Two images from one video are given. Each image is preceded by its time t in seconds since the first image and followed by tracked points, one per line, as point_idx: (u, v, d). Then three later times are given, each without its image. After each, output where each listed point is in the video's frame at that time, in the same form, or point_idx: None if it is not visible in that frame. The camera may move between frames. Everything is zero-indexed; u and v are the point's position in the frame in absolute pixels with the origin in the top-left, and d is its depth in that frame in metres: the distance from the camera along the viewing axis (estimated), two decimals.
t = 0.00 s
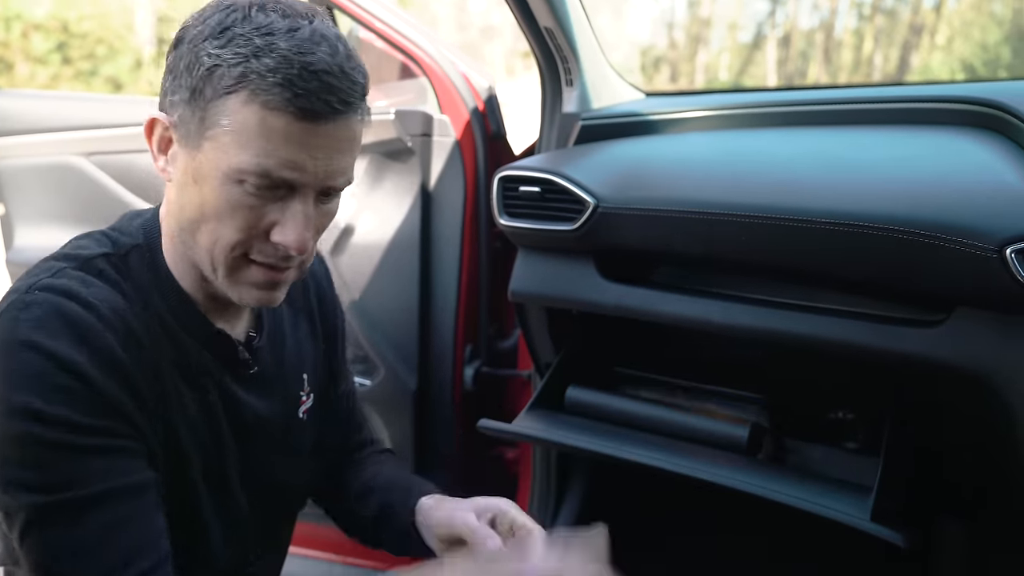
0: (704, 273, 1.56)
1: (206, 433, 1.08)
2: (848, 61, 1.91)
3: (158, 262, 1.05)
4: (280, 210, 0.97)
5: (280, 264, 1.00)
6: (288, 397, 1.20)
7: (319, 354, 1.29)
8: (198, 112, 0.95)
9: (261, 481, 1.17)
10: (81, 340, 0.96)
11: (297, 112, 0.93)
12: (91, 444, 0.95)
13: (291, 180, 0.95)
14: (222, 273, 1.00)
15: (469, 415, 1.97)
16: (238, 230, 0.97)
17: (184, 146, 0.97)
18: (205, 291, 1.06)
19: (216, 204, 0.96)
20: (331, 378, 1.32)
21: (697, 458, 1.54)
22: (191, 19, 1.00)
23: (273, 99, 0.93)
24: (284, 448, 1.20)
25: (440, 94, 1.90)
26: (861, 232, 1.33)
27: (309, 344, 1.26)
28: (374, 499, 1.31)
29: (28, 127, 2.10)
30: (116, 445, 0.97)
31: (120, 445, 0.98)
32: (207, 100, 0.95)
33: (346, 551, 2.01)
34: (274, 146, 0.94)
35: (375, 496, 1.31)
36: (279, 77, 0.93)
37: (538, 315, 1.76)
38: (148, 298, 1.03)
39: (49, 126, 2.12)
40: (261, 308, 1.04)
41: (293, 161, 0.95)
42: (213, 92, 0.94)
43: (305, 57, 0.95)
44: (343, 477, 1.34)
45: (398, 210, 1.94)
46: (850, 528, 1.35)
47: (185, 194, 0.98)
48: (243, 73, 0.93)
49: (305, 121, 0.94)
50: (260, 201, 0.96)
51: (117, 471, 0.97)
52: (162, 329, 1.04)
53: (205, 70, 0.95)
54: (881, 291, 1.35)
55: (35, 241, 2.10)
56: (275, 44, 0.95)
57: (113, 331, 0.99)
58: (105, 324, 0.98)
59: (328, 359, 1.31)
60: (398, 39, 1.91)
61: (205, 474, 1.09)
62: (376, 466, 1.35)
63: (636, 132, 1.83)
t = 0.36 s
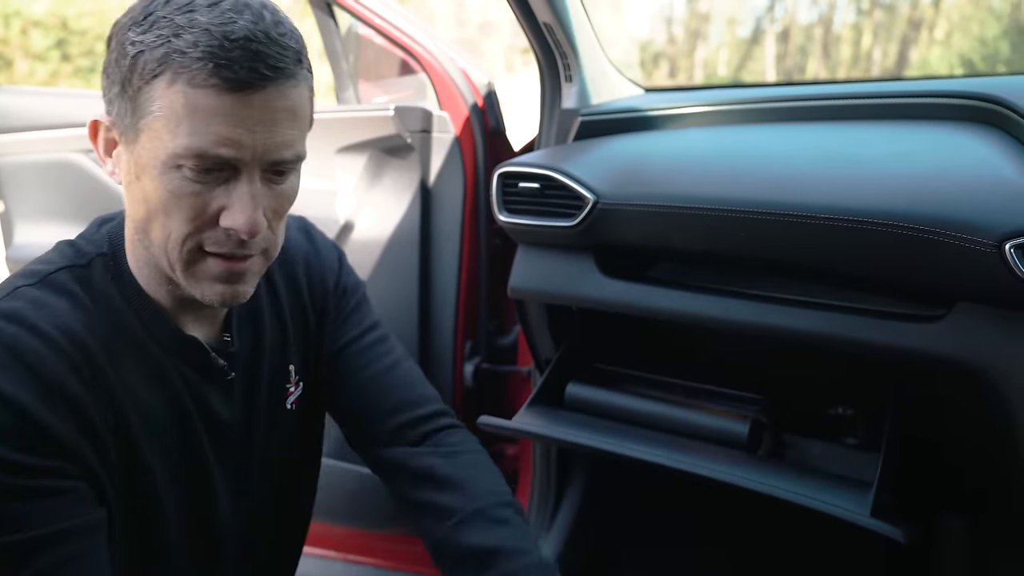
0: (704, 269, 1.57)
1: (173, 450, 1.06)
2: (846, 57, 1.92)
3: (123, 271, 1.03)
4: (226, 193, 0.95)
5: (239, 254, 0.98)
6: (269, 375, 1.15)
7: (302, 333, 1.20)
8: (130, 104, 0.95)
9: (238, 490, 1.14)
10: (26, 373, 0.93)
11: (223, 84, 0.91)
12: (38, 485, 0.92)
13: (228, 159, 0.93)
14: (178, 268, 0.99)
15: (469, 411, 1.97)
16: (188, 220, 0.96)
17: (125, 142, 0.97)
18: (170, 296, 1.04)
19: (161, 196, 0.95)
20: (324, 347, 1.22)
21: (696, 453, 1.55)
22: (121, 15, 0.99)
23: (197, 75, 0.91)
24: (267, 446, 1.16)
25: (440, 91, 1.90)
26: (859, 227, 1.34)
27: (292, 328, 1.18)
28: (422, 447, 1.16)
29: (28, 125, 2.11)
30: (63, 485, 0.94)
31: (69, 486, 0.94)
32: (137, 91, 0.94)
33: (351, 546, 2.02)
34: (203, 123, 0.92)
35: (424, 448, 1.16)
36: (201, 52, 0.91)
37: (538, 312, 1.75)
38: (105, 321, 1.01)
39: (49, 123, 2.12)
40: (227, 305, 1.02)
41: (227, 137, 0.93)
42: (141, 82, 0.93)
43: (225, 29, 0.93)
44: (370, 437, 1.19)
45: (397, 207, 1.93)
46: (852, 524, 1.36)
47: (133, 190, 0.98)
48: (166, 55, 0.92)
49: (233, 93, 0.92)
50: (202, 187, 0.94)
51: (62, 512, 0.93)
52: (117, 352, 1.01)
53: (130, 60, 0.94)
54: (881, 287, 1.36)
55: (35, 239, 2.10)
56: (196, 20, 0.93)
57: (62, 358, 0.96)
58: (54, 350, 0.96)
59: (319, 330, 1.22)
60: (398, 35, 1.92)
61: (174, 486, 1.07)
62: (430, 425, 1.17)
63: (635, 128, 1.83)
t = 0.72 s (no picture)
0: (707, 277, 1.57)
1: (144, 475, 1.06)
2: (848, 63, 1.92)
3: (86, 297, 1.03)
4: (176, 211, 0.95)
5: (199, 272, 0.98)
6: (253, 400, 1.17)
7: (289, 362, 1.23)
8: (65, 127, 0.94)
9: (219, 514, 1.13)
10: None
11: (152, 96, 0.90)
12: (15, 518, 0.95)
13: (171, 175, 0.92)
14: (139, 292, 0.98)
15: (472, 420, 1.98)
16: (141, 244, 0.95)
17: (65, 166, 0.96)
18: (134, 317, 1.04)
19: (109, 222, 0.94)
20: (313, 376, 1.25)
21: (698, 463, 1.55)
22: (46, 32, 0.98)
23: (125, 90, 0.90)
24: (251, 470, 1.17)
25: (442, 100, 1.91)
26: (861, 235, 1.34)
27: (276, 356, 1.20)
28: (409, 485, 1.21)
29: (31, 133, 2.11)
30: (37, 516, 0.96)
31: (48, 517, 0.97)
32: (70, 112, 0.93)
33: (354, 556, 2.02)
34: (139, 140, 0.91)
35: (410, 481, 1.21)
36: (124, 64, 0.90)
37: (541, 320, 1.75)
38: (71, 355, 1.02)
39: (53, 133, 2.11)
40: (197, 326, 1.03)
41: (165, 153, 0.91)
42: (70, 102, 0.92)
43: (145, 34, 0.91)
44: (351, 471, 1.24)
45: (399, 215, 1.94)
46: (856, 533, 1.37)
47: (79, 216, 0.97)
48: (90, 70, 0.91)
49: (165, 104, 0.90)
50: (149, 208, 0.93)
51: (44, 542, 0.96)
52: (87, 382, 1.02)
53: (57, 80, 0.93)
54: (885, 295, 1.35)
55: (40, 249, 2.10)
56: (117, 29, 0.91)
57: (29, 394, 0.97)
58: (20, 387, 0.97)
59: (307, 358, 1.25)
60: (399, 43, 1.92)
61: (151, 511, 1.07)
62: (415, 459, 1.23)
63: (637, 136, 1.84)
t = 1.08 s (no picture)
0: (713, 292, 1.56)
1: (170, 502, 1.01)
2: (853, 74, 1.89)
3: (112, 318, 1.00)
4: (193, 213, 0.90)
5: (217, 279, 0.92)
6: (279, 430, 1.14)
7: (314, 389, 1.20)
8: (84, 143, 0.93)
9: (242, 542, 1.08)
10: (24, 438, 0.90)
11: (161, 96, 0.87)
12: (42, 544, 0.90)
13: (184, 172, 0.89)
14: (161, 305, 0.93)
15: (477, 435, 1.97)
16: (160, 251, 0.91)
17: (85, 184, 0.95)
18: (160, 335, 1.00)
19: (127, 232, 0.91)
20: (336, 410, 1.23)
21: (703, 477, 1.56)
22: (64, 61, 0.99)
23: (136, 93, 0.88)
24: (273, 496, 1.13)
25: (448, 115, 1.93)
26: (867, 250, 1.34)
27: (301, 381, 1.18)
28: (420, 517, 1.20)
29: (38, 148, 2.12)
30: (72, 540, 0.91)
31: (81, 541, 0.92)
32: (87, 126, 0.91)
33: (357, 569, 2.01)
34: (151, 140, 0.88)
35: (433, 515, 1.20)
36: (133, 69, 0.88)
37: (547, 335, 1.76)
38: (106, 378, 0.98)
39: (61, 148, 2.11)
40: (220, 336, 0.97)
41: (177, 151, 0.88)
42: (87, 116, 0.91)
43: (156, 41, 0.90)
44: (367, 498, 1.24)
45: (406, 230, 1.94)
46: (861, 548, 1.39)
47: (99, 233, 0.95)
48: (101, 80, 0.89)
49: (174, 103, 0.88)
50: (166, 211, 0.90)
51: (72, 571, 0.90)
52: (116, 405, 0.98)
53: (74, 96, 0.92)
54: (891, 310, 1.35)
55: (48, 263, 2.11)
56: (128, 39, 0.91)
57: (60, 418, 0.93)
58: (51, 413, 0.92)
59: (334, 389, 1.24)
60: (405, 58, 1.95)
61: (177, 539, 1.02)
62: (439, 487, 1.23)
63: (643, 151, 1.84)
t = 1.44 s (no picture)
0: (714, 296, 1.56)
1: (175, 505, 1.01)
2: (854, 80, 1.91)
3: (113, 321, 0.99)
4: (197, 228, 0.90)
5: (222, 287, 0.93)
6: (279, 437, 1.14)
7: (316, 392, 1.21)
8: (79, 160, 0.91)
9: (247, 544, 1.09)
10: (31, 441, 0.91)
11: (158, 115, 0.86)
12: (51, 547, 0.92)
13: (186, 191, 0.88)
14: (167, 314, 0.94)
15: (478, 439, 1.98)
16: (165, 266, 0.91)
17: (81, 199, 0.94)
18: (161, 338, 1.00)
19: (129, 248, 0.91)
20: (336, 417, 1.24)
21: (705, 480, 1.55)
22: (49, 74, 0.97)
23: (131, 113, 0.86)
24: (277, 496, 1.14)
25: (449, 119, 1.92)
26: (867, 254, 1.34)
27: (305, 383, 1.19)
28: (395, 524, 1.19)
29: (39, 153, 2.12)
30: (78, 543, 0.93)
31: (88, 544, 0.93)
32: (82, 144, 0.90)
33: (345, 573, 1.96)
34: (151, 160, 0.87)
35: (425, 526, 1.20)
36: (128, 88, 0.87)
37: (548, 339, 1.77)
38: (109, 381, 0.98)
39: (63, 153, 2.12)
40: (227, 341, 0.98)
41: (177, 170, 0.87)
42: (82, 134, 0.89)
43: (148, 57, 0.89)
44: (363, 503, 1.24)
45: (407, 234, 1.95)
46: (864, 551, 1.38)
47: (98, 247, 0.95)
48: (95, 98, 0.88)
49: (171, 121, 0.87)
50: (170, 227, 0.89)
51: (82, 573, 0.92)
52: (121, 407, 0.98)
53: (65, 113, 0.91)
54: (892, 313, 1.35)
55: (51, 268, 2.12)
56: (117, 55, 0.89)
57: (66, 420, 0.93)
58: (57, 415, 0.93)
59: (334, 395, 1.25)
60: (406, 64, 1.94)
61: (181, 544, 1.02)
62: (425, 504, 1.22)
63: (643, 155, 1.84)
